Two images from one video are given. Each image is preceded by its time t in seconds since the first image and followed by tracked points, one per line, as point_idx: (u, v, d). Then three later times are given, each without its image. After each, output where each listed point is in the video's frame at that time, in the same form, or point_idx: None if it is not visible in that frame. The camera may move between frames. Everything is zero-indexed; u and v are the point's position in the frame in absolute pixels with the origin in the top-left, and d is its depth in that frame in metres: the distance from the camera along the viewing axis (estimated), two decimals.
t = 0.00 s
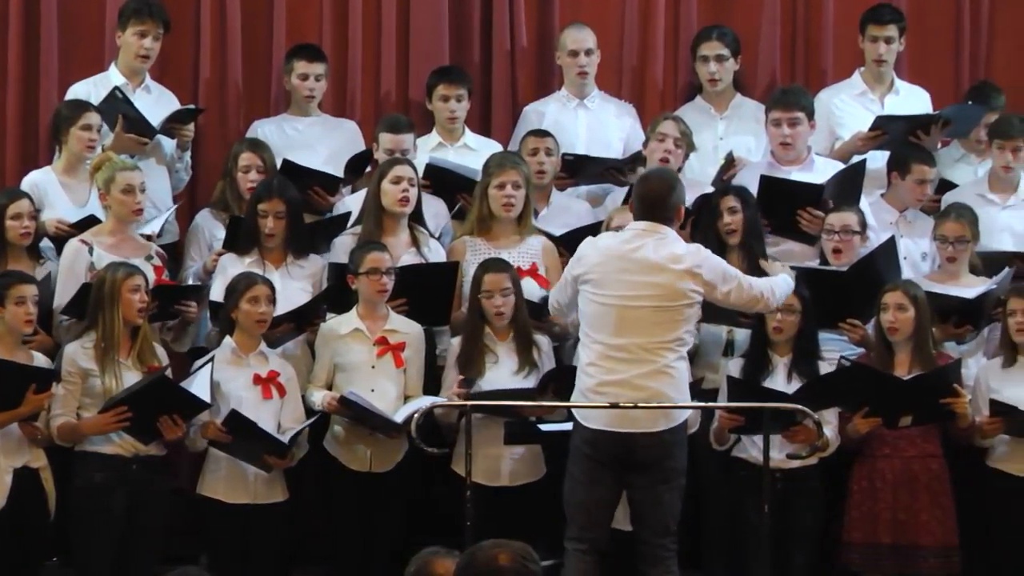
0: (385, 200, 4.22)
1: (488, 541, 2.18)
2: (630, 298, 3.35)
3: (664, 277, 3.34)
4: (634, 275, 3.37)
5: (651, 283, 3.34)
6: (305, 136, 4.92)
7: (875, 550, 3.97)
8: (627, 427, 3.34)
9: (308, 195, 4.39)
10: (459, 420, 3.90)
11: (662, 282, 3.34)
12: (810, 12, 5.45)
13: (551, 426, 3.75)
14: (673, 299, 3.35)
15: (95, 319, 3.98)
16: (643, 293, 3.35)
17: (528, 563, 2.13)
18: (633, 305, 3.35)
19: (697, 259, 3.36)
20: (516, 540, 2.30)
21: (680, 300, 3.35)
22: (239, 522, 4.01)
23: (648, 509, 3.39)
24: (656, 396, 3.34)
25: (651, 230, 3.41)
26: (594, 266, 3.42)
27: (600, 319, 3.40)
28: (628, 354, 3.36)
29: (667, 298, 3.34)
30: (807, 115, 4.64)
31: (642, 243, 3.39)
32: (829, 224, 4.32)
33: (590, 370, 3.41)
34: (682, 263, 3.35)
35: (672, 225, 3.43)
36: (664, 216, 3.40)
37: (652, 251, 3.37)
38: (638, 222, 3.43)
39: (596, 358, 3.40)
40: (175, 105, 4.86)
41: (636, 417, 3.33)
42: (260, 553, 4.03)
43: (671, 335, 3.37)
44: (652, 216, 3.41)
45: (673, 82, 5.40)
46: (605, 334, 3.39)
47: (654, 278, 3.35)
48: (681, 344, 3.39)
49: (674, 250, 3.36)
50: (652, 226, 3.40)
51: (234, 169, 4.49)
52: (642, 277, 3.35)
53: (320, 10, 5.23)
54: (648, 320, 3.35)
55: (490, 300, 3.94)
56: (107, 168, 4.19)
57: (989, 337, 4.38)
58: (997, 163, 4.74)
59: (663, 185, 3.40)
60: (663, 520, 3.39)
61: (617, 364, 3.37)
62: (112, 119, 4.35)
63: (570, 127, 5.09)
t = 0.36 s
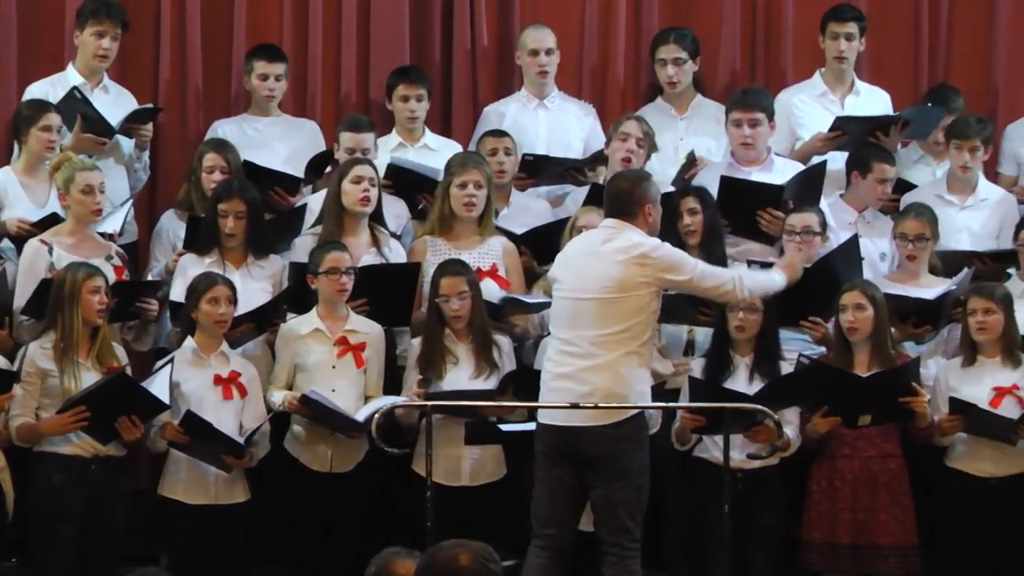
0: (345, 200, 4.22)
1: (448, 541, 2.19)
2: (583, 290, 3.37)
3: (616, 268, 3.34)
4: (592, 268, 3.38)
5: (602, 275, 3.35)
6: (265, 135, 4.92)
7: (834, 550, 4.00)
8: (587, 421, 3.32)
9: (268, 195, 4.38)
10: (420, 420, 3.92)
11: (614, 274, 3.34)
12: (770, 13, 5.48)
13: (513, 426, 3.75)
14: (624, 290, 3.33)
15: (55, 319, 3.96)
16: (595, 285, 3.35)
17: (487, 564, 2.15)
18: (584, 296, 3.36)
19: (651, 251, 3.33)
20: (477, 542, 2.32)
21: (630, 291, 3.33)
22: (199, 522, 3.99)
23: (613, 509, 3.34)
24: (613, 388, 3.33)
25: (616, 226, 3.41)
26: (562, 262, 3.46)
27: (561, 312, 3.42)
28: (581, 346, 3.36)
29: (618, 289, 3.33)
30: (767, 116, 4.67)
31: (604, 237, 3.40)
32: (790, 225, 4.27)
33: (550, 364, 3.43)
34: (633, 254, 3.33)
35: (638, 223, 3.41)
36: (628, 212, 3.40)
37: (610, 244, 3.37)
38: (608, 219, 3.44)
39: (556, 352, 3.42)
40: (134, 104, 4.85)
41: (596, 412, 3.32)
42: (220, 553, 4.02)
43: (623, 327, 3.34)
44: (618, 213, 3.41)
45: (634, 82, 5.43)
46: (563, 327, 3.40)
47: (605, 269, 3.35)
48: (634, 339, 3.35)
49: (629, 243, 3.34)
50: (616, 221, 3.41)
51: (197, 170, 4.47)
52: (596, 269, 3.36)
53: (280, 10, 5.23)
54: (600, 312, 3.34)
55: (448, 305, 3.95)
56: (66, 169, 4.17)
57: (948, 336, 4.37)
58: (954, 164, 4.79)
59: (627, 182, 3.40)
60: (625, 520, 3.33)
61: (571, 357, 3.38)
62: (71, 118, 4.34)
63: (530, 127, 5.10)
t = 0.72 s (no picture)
0: (307, 201, 4.22)
1: (409, 542, 2.20)
2: (556, 282, 3.40)
3: (590, 261, 3.38)
4: (566, 261, 3.42)
5: (576, 267, 3.38)
6: (225, 135, 4.92)
7: (794, 550, 4.03)
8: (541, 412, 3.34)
9: (229, 194, 4.37)
10: (381, 421, 3.92)
11: (588, 266, 3.37)
12: (731, 14, 5.51)
13: (473, 427, 3.79)
14: (598, 283, 3.36)
15: (15, 319, 3.94)
16: (568, 276, 3.38)
17: (448, 564, 2.16)
18: (556, 287, 3.39)
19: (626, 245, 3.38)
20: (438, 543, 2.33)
21: (602, 283, 3.36)
22: (159, 522, 3.98)
23: (572, 508, 3.36)
24: (578, 381, 3.35)
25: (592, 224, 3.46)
26: (537, 258, 3.50)
27: (531, 305, 3.45)
28: (550, 336, 3.38)
29: (591, 280, 3.36)
30: (729, 117, 4.69)
31: (580, 233, 3.44)
32: (746, 228, 4.34)
33: (517, 357, 3.44)
34: (606, 246, 3.37)
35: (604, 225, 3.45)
36: (607, 218, 3.46)
37: (585, 239, 3.42)
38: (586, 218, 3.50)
39: (523, 344, 3.43)
40: (94, 104, 4.84)
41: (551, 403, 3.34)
42: (180, 553, 4.01)
43: (593, 319, 3.37)
44: (597, 215, 3.47)
45: (595, 82, 5.45)
46: (532, 318, 3.42)
47: (580, 261, 3.39)
48: (602, 332, 3.38)
49: (603, 236, 3.39)
50: (594, 220, 3.46)
51: (158, 170, 4.46)
52: (570, 262, 3.40)
53: (241, 10, 5.23)
54: (571, 303, 3.37)
55: (414, 300, 3.96)
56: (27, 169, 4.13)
57: (906, 336, 4.42)
58: (916, 168, 4.80)
59: (611, 187, 3.49)
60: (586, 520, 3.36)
61: (539, 349, 3.39)
62: (30, 118, 4.29)
63: (492, 127, 5.11)
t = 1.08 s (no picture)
0: (267, 201, 4.22)
1: (368, 542, 2.22)
2: (517, 304, 3.47)
3: (555, 286, 3.47)
4: (527, 283, 3.50)
5: (540, 290, 3.47)
6: (184, 136, 4.97)
7: (752, 549, 4.06)
8: (496, 425, 3.40)
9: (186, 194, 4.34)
10: (340, 422, 3.91)
11: (553, 290, 3.47)
12: (690, 14, 5.54)
13: (432, 427, 3.83)
14: (562, 307, 3.46)
15: None
16: (532, 298, 3.46)
17: (408, 564, 2.18)
18: (519, 308, 3.46)
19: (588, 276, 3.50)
20: (397, 543, 2.34)
21: (566, 308, 3.46)
22: (117, 522, 3.97)
23: (530, 510, 3.43)
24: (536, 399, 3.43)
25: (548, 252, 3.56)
26: (492, 279, 3.55)
27: (487, 324, 3.50)
28: (510, 354, 3.45)
29: (556, 304, 3.46)
30: (688, 118, 4.70)
31: (538, 259, 3.53)
32: (701, 229, 4.32)
33: (472, 372, 3.48)
34: (571, 275, 3.48)
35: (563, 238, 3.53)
36: (561, 246, 3.56)
37: (545, 265, 3.51)
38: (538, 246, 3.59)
39: (480, 362, 3.47)
40: (52, 104, 4.83)
41: (508, 419, 3.39)
42: (139, 553, 4.01)
43: (554, 342, 3.46)
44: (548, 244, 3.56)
45: (554, 82, 5.47)
46: (492, 336, 3.47)
47: (544, 285, 3.47)
48: (561, 354, 3.48)
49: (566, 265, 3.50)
50: (549, 247, 3.56)
51: (115, 169, 4.47)
52: (533, 285, 3.47)
53: (200, 9, 5.24)
54: (535, 325, 3.44)
55: (375, 299, 3.96)
56: None
57: (864, 336, 4.45)
58: (876, 171, 4.85)
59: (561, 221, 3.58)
60: (541, 525, 3.43)
61: (498, 365, 3.45)
62: None
63: (451, 128, 5.12)
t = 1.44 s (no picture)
0: (228, 201, 4.22)
1: (332, 543, 2.23)
2: (461, 309, 3.46)
3: (495, 288, 3.49)
4: (464, 286, 3.48)
5: (482, 294, 3.47)
6: (146, 136, 5.01)
7: (715, 549, 4.08)
8: (459, 442, 3.43)
9: (149, 196, 4.35)
10: (302, 422, 3.91)
11: (494, 293, 3.48)
12: (652, 15, 5.56)
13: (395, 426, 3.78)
14: (500, 309, 3.49)
15: None
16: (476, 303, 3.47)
17: (371, 565, 2.19)
18: (464, 314, 3.46)
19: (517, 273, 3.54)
20: (360, 543, 2.35)
21: (507, 310, 3.50)
22: (78, 522, 3.96)
23: (479, 512, 3.49)
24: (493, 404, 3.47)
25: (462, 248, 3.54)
26: (417, 287, 3.51)
27: (427, 335, 3.47)
28: (464, 363, 3.45)
29: (499, 307, 3.48)
30: (650, 118, 4.72)
31: (459, 259, 3.51)
32: (664, 226, 4.34)
33: (424, 384, 3.46)
34: (505, 275, 3.51)
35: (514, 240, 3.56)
36: (479, 237, 3.55)
37: (471, 265, 3.50)
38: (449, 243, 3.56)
39: (432, 373, 3.46)
40: (15, 103, 4.81)
41: (469, 433, 3.44)
42: (100, 553, 4.00)
43: (500, 344, 3.50)
44: (466, 236, 3.55)
45: (518, 82, 5.49)
46: (441, 346, 3.46)
47: (485, 289, 3.48)
48: (506, 354, 3.51)
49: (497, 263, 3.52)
50: (463, 244, 3.54)
51: (73, 169, 4.45)
52: (468, 290, 3.47)
53: (163, 9, 5.26)
54: (484, 331, 3.46)
55: (337, 295, 3.97)
56: None
57: (824, 337, 4.47)
58: (839, 172, 4.87)
59: (474, 210, 3.56)
60: (490, 525, 3.50)
61: (453, 376, 3.45)
62: None
63: (414, 128, 5.13)
